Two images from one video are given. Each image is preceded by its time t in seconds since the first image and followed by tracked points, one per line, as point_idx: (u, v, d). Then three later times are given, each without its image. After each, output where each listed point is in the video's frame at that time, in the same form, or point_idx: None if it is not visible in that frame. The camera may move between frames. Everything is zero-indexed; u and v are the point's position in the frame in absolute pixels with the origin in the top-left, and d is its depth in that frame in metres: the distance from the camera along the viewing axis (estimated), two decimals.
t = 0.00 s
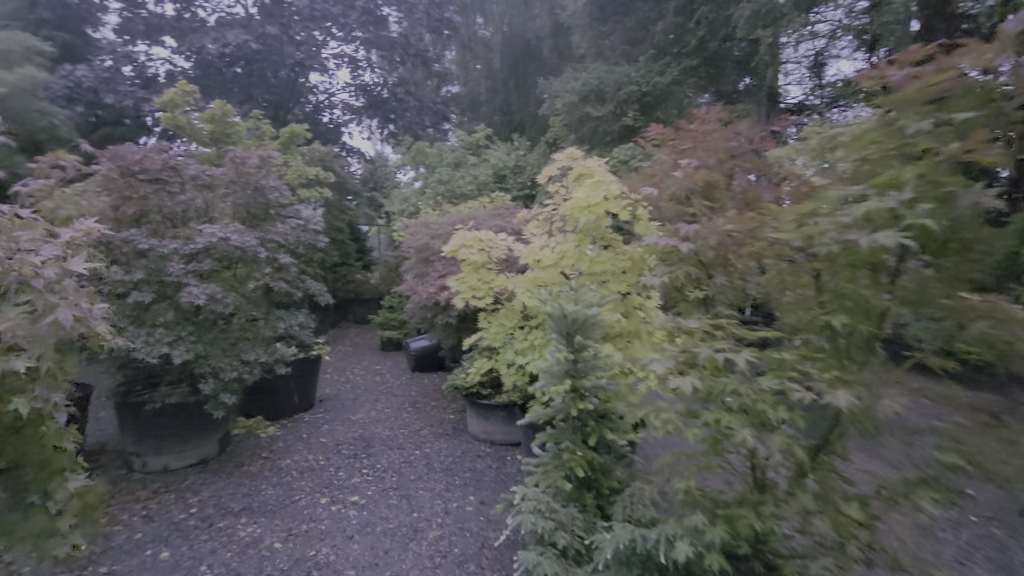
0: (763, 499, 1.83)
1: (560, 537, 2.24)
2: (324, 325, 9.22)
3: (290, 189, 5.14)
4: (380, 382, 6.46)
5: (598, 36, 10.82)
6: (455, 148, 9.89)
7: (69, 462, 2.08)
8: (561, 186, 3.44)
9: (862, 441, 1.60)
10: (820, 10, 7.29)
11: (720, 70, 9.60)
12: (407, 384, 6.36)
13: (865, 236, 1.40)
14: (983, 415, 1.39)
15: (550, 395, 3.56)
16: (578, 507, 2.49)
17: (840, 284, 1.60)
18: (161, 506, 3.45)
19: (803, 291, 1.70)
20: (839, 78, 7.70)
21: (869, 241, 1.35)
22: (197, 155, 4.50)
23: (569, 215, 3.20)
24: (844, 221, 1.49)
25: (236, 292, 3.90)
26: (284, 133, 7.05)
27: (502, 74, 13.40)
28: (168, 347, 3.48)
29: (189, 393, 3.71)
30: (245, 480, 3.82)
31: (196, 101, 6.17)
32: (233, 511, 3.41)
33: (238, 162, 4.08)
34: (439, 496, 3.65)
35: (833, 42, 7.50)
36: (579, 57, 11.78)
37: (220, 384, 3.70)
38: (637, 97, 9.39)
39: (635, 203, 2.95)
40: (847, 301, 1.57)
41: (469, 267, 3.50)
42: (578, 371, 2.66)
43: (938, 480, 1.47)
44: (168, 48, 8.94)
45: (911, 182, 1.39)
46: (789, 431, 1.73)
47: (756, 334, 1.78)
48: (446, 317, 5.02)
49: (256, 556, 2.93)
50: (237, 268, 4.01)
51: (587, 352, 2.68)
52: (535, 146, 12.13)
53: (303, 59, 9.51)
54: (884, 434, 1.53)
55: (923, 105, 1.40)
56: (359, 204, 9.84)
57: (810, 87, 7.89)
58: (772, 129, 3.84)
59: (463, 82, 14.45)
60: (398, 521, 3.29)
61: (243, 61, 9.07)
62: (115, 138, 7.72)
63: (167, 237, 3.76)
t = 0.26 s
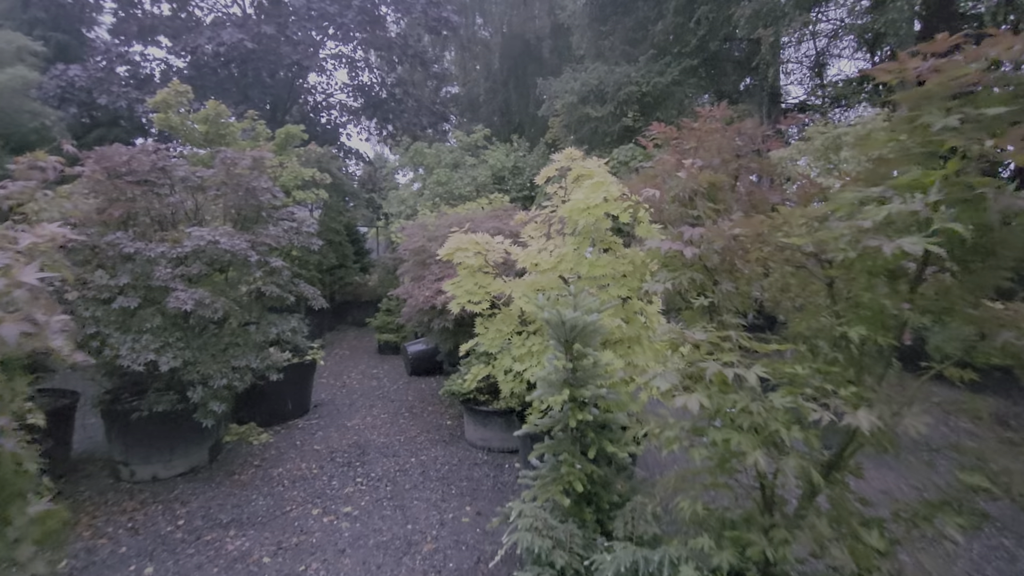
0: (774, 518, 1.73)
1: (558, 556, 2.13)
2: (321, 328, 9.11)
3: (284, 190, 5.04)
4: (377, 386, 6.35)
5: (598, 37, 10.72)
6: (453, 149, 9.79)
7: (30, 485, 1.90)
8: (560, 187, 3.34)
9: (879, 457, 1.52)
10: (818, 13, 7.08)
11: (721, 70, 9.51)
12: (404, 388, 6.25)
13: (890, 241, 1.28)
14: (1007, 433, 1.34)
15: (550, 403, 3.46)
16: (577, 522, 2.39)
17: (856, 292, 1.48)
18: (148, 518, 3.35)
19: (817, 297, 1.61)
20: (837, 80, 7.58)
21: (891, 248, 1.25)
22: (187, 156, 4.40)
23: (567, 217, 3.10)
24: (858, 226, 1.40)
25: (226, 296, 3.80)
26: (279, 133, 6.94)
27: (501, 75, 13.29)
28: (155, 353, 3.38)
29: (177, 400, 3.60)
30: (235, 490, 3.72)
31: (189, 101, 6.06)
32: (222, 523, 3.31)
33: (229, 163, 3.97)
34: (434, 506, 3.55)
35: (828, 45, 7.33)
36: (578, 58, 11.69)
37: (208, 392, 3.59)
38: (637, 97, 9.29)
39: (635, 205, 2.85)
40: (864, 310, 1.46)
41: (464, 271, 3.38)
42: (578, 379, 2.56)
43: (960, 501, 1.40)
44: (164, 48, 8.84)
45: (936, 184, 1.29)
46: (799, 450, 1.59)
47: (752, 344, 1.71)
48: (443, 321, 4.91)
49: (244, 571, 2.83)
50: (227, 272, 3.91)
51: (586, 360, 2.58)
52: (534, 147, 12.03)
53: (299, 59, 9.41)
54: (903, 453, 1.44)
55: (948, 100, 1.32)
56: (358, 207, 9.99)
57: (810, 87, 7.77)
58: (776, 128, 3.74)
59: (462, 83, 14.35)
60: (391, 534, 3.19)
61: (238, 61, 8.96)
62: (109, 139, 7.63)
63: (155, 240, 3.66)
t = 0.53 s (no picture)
0: (791, 535, 1.64)
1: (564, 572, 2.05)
2: (324, 331, 9.06)
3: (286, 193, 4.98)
4: (380, 390, 6.28)
5: (603, 38, 10.66)
6: (457, 151, 9.73)
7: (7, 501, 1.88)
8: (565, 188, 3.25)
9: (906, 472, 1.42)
10: (826, 12, 6.98)
11: (727, 71, 9.45)
12: (408, 392, 6.18)
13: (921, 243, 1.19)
14: None
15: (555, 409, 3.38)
16: (584, 535, 2.30)
17: (881, 297, 1.38)
18: (145, 525, 3.29)
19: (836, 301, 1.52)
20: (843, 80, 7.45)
21: (924, 250, 1.16)
22: (188, 158, 4.35)
23: (573, 218, 3.01)
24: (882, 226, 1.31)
25: (225, 300, 3.73)
26: (282, 135, 6.88)
27: (506, 76, 13.23)
28: (152, 358, 3.32)
29: (175, 406, 3.54)
30: (234, 497, 3.65)
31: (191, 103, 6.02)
32: (220, 531, 3.24)
33: (228, 164, 3.88)
34: (437, 514, 3.47)
35: (836, 44, 7.18)
36: (583, 59, 11.61)
37: (207, 397, 3.53)
38: (642, 97, 9.20)
39: (643, 206, 2.77)
40: (887, 316, 1.37)
41: (467, 274, 3.31)
42: (585, 386, 2.48)
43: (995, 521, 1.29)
44: (168, 51, 8.82)
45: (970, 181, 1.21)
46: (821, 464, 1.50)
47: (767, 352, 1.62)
48: (446, 325, 4.84)
49: None
50: (227, 275, 3.85)
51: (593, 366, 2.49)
52: (539, 149, 11.96)
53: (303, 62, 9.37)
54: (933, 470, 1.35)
55: (984, 91, 1.23)
56: (362, 209, 9.97)
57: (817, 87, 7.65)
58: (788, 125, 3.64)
59: (466, 85, 14.30)
60: (392, 543, 3.11)
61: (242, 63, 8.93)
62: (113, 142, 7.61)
63: (153, 243, 3.60)
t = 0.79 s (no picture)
0: (820, 554, 1.56)
1: None
2: (337, 332, 9.06)
3: (298, 193, 4.96)
4: (391, 392, 6.24)
5: (616, 38, 10.59)
6: (470, 152, 9.70)
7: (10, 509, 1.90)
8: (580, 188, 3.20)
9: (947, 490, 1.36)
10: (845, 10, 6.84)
11: (744, 71, 9.28)
12: (419, 394, 6.15)
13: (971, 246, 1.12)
14: None
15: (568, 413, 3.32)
16: (600, 547, 2.24)
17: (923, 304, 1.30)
18: (155, 528, 3.26)
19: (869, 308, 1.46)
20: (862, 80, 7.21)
21: (977, 253, 1.09)
22: (201, 159, 4.34)
23: (588, 220, 2.94)
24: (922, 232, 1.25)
25: (236, 301, 3.70)
26: (295, 137, 6.89)
27: (518, 78, 13.19)
28: (164, 359, 3.30)
29: (186, 407, 3.52)
30: (244, 500, 3.62)
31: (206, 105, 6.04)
32: (230, 534, 3.21)
33: (241, 165, 3.88)
34: (448, 520, 3.41)
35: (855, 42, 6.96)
36: (596, 60, 11.53)
37: (218, 399, 3.51)
38: (656, 98, 9.11)
39: (661, 207, 2.70)
40: (926, 322, 1.30)
41: (480, 276, 3.26)
42: (602, 391, 2.42)
43: None
44: (184, 54, 8.89)
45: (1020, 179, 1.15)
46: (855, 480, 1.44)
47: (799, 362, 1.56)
48: (458, 327, 4.79)
49: None
50: (239, 276, 3.82)
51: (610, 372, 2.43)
52: (551, 150, 11.91)
53: (316, 63, 9.40)
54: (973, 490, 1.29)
55: None
56: (375, 210, 9.98)
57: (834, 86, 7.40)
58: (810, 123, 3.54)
59: (478, 86, 14.30)
60: (403, 549, 3.06)
61: (256, 65, 8.98)
62: (129, 143, 7.66)
63: (166, 244, 3.59)
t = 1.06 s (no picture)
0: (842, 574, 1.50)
1: None
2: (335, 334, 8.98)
3: (298, 193, 4.90)
4: (390, 395, 6.16)
5: (619, 42, 10.57)
6: (471, 154, 9.65)
7: None
8: (586, 190, 3.15)
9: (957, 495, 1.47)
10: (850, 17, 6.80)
11: (748, 77, 9.26)
12: (418, 397, 6.08)
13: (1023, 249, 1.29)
14: None
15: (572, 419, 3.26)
16: (608, 560, 2.17)
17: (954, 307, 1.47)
18: (149, 533, 3.19)
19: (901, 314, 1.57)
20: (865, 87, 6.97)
21: None
22: (200, 157, 4.27)
23: (596, 222, 2.88)
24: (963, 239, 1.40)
25: (234, 302, 3.63)
26: (296, 136, 6.82)
27: (520, 81, 13.16)
28: (160, 361, 3.23)
29: (182, 410, 3.45)
30: (240, 504, 3.54)
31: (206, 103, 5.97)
32: (225, 541, 3.13)
33: (241, 164, 3.82)
34: (449, 527, 3.34)
35: (858, 46, 6.78)
36: (598, 64, 11.51)
37: (214, 402, 3.43)
38: (659, 102, 9.07)
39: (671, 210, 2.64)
40: (957, 330, 1.47)
41: (484, 279, 3.19)
42: (611, 399, 2.36)
43: None
44: (185, 52, 8.83)
45: None
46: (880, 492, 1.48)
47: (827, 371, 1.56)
48: (460, 330, 4.72)
49: None
50: (237, 276, 3.75)
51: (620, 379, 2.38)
52: (553, 153, 11.88)
53: (319, 63, 9.35)
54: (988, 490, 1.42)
55: None
56: (375, 211, 9.91)
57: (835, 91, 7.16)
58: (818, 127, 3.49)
59: (479, 89, 14.26)
60: (403, 558, 2.99)
61: (258, 64, 8.94)
62: (129, 141, 7.58)
63: (163, 242, 3.51)
